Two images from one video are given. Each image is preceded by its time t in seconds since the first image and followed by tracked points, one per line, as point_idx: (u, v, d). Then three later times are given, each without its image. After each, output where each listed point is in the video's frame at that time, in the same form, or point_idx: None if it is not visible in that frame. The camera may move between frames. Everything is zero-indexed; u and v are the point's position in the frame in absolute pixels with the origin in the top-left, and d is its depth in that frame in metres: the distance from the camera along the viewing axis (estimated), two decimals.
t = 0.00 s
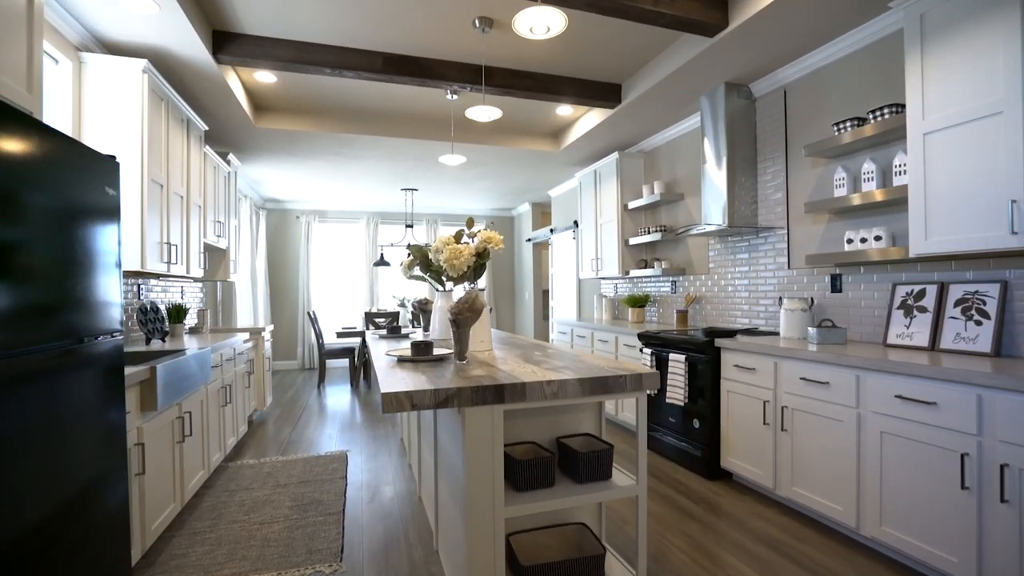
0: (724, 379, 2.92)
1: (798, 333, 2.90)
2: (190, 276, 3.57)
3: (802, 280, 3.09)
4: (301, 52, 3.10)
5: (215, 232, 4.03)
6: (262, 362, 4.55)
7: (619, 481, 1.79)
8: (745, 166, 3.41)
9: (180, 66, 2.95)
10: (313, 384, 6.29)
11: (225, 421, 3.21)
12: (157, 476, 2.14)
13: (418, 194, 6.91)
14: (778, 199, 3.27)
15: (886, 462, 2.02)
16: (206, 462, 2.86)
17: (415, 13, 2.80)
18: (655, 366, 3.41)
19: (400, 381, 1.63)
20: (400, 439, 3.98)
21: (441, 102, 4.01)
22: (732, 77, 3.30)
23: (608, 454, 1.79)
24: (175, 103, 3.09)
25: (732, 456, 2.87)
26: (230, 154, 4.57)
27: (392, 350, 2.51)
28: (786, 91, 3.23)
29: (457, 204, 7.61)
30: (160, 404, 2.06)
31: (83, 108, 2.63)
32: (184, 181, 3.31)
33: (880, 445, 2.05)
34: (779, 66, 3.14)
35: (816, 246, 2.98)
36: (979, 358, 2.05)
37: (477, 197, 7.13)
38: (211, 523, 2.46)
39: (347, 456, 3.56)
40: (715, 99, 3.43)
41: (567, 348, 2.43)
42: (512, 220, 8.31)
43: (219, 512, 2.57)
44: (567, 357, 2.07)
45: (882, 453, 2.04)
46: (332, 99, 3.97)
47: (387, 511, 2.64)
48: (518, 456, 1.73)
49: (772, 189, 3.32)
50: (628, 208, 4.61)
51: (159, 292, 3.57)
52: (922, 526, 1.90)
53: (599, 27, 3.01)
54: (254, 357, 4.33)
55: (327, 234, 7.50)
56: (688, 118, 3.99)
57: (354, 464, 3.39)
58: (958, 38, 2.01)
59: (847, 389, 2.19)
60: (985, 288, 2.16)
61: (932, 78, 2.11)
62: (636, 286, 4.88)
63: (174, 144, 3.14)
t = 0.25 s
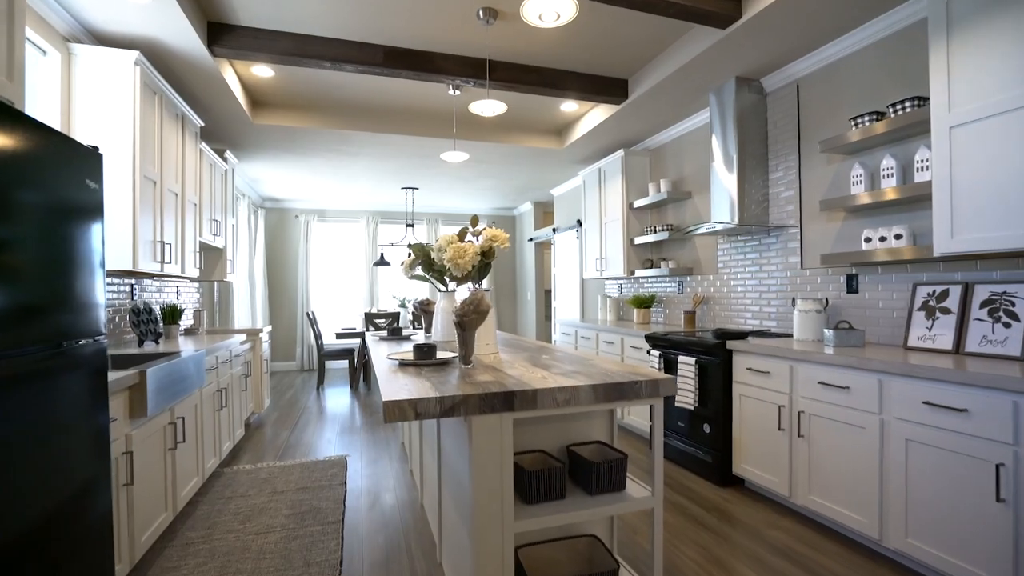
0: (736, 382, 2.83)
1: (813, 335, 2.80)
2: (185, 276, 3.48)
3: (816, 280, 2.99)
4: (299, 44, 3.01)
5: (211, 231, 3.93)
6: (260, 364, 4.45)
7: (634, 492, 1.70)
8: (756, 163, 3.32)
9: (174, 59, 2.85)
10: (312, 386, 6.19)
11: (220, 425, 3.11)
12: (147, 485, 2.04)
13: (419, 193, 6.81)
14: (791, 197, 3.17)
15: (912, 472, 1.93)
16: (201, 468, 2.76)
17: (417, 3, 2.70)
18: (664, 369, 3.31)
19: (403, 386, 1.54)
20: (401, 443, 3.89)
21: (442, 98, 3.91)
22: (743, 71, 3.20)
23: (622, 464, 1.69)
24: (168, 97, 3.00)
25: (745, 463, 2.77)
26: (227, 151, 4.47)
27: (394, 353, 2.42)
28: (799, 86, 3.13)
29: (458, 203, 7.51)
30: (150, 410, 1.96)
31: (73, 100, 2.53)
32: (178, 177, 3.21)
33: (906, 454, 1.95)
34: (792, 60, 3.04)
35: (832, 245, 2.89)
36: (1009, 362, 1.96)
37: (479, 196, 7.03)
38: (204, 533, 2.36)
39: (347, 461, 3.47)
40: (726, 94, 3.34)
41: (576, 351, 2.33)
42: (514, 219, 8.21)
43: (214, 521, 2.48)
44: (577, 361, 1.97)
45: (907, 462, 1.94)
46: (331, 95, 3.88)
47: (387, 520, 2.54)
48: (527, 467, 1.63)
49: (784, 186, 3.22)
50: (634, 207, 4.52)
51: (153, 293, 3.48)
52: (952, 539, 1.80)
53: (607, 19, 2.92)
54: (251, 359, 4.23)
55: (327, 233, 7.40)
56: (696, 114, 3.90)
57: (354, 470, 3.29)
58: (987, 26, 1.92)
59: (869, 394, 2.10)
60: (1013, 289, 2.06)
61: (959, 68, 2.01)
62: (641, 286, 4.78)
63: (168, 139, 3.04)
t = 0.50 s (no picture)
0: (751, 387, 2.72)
1: (832, 338, 2.70)
2: (180, 276, 3.37)
3: (832, 281, 2.89)
4: (297, 36, 2.90)
5: (207, 230, 3.83)
6: (257, 366, 4.35)
7: (652, 507, 1.59)
8: (769, 160, 3.22)
9: (167, 51, 2.75)
10: (311, 388, 6.09)
11: (215, 431, 3.01)
12: (136, 497, 1.93)
13: (420, 192, 6.71)
14: (805, 194, 3.07)
15: (944, 484, 1.83)
16: (195, 476, 2.66)
17: None
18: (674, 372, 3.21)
19: (407, 395, 1.43)
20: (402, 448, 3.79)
21: (445, 94, 3.81)
22: (756, 65, 3.10)
23: (640, 478, 1.59)
24: (162, 91, 2.89)
25: (760, 471, 2.67)
26: (224, 149, 4.37)
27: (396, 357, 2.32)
28: (814, 80, 3.03)
29: (460, 202, 7.41)
30: (138, 419, 1.86)
31: (61, 93, 2.43)
32: (172, 175, 3.11)
33: (937, 466, 1.85)
34: (808, 53, 2.94)
35: (850, 245, 2.79)
36: None
37: (481, 195, 6.93)
38: (197, 547, 2.25)
39: (347, 466, 3.37)
40: (737, 89, 3.23)
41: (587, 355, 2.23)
42: (516, 219, 8.11)
43: (208, 533, 2.37)
44: (590, 366, 1.88)
45: (938, 473, 1.84)
46: (331, 90, 3.78)
47: (389, 531, 2.44)
48: (539, 481, 1.53)
49: (798, 183, 3.12)
50: (641, 206, 4.42)
51: (145, 293, 3.37)
52: (988, 557, 1.70)
53: (616, 10, 2.82)
54: (249, 361, 4.13)
55: (326, 233, 7.30)
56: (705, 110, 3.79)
57: (354, 477, 3.19)
58: None
59: (895, 401, 1.99)
60: None
61: (992, 58, 1.91)
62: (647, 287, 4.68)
63: (161, 135, 2.93)
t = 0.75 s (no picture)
0: (764, 391, 2.63)
1: (848, 340, 2.61)
2: (175, 276, 3.28)
3: (847, 282, 2.80)
4: (295, 28, 2.81)
5: (204, 229, 3.74)
6: (255, 368, 4.26)
7: (669, 520, 1.51)
8: (780, 157, 3.13)
9: (160, 42, 2.66)
10: (311, 390, 6.00)
11: (211, 436, 2.91)
12: (125, 508, 1.84)
13: (420, 191, 6.62)
14: (819, 192, 2.99)
15: (974, 495, 1.74)
16: (189, 483, 2.57)
17: None
18: (683, 375, 3.12)
19: (411, 403, 1.34)
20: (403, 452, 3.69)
21: (447, 89, 3.72)
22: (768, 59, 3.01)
23: (656, 490, 1.50)
24: (155, 84, 2.80)
25: (774, 478, 2.58)
26: (221, 146, 4.28)
27: (397, 360, 2.23)
28: (828, 74, 2.94)
29: (461, 201, 7.32)
30: (127, 425, 1.76)
31: (49, 86, 2.33)
32: (167, 171, 3.02)
33: (967, 476, 1.76)
34: (822, 46, 2.85)
35: (866, 244, 2.70)
36: None
37: (482, 194, 6.84)
38: (190, 558, 2.16)
39: (346, 472, 3.28)
40: (748, 84, 3.14)
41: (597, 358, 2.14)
42: (517, 218, 8.02)
43: (202, 543, 2.28)
44: (602, 371, 1.79)
45: (968, 484, 1.75)
46: (330, 85, 3.69)
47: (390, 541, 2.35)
48: (550, 493, 1.44)
49: (811, 181, 3.04)
50: (647, 204, 4.34)
51: (139, 294, 3.27)
52: None
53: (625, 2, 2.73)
54: (246, 363, 4.04)
55: (326, 232, 7.21)
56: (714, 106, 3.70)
57: (354, 482, 3.10)
58: None
59: (920, 407, 1.90)
60: None
61: None
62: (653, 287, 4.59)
63: (155, 130, 2.84)
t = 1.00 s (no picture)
0: (782, 395, 2.52)
1: (869, 342, 2.50)
2: (168, 275, 3.17)
3: (867, 281, 2.69)
4: (292, 16, 2.70)
5: (199, 227, 3.62)
6: (252, 370, 4.15)
7: (694, 538, 1.39)
8: (796, 152, 3.02)
9: (151, 30, 2.54)
10: (310, 392, 5.88)
11: (205, 442, 2.80)
12: (109, 521, 1.72)
13: (421, 189, 6.51)
14: (837, 188, 2.87)
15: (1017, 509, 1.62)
16: (181, 492, 2.45)
17: None
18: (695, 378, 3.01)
19: (416, 412, 1.23)
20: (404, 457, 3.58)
21: (450, 81, 3.60)
22: (784, 49, 2.90)
23: (679, 505, 1.39)
24: (146, 74, 2.69)
25: (793, 486, 2.46)
26: (217, 142, 4.16)
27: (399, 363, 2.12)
28: (847, 65, 2.82)
29: (463, 200, 7.21)
30: (111, 434, 1.65)
31: (33, 74, 2.22)
32: (159, 166, 2.90)
33: (1010, 488, 1.64)
34: (842, 35, 2.73)
35: (889, 242, 2.59)
36: None
37: (485, 192, 6.73)
38: (180, 573, 2.04)
39: (346, 478, 3.16)
40: (762, 76, 3.03)
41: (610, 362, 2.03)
42: (520, 217, 7.91)
43: (193, 556, 2.16)
44: (618, 377, 1.67)
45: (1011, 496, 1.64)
46: (329, 78, 3.57)
47: (391, 554, 2.23)
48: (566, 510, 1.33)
49: (829, 176, 2.92)
50: (654, 202, 4.23)
51: (130, 294, 3.16)
52: None
53: None
54: (243, 364, 3.92)
55: (325, 231, 7.09)
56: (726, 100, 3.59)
57: (354, 490, 2.98)
58: None
59: (956, 414, 1.79)
60: None
61: None
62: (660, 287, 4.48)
63: (146, 123, 2.73)
